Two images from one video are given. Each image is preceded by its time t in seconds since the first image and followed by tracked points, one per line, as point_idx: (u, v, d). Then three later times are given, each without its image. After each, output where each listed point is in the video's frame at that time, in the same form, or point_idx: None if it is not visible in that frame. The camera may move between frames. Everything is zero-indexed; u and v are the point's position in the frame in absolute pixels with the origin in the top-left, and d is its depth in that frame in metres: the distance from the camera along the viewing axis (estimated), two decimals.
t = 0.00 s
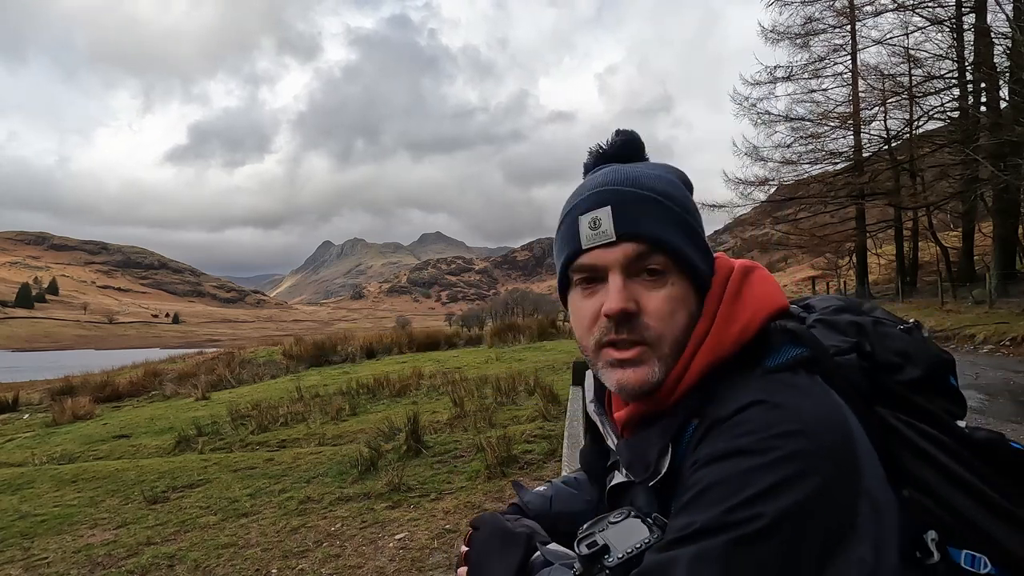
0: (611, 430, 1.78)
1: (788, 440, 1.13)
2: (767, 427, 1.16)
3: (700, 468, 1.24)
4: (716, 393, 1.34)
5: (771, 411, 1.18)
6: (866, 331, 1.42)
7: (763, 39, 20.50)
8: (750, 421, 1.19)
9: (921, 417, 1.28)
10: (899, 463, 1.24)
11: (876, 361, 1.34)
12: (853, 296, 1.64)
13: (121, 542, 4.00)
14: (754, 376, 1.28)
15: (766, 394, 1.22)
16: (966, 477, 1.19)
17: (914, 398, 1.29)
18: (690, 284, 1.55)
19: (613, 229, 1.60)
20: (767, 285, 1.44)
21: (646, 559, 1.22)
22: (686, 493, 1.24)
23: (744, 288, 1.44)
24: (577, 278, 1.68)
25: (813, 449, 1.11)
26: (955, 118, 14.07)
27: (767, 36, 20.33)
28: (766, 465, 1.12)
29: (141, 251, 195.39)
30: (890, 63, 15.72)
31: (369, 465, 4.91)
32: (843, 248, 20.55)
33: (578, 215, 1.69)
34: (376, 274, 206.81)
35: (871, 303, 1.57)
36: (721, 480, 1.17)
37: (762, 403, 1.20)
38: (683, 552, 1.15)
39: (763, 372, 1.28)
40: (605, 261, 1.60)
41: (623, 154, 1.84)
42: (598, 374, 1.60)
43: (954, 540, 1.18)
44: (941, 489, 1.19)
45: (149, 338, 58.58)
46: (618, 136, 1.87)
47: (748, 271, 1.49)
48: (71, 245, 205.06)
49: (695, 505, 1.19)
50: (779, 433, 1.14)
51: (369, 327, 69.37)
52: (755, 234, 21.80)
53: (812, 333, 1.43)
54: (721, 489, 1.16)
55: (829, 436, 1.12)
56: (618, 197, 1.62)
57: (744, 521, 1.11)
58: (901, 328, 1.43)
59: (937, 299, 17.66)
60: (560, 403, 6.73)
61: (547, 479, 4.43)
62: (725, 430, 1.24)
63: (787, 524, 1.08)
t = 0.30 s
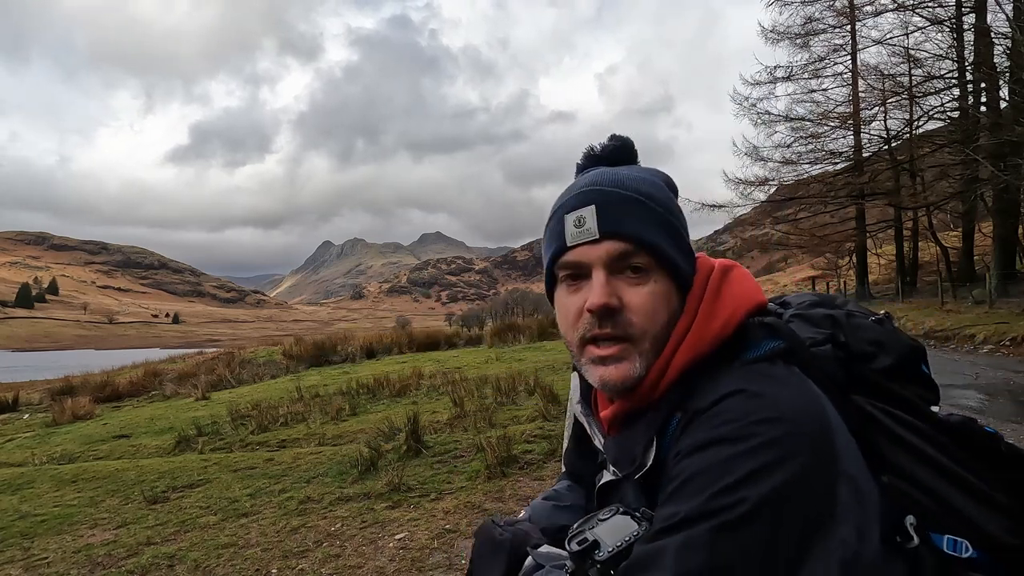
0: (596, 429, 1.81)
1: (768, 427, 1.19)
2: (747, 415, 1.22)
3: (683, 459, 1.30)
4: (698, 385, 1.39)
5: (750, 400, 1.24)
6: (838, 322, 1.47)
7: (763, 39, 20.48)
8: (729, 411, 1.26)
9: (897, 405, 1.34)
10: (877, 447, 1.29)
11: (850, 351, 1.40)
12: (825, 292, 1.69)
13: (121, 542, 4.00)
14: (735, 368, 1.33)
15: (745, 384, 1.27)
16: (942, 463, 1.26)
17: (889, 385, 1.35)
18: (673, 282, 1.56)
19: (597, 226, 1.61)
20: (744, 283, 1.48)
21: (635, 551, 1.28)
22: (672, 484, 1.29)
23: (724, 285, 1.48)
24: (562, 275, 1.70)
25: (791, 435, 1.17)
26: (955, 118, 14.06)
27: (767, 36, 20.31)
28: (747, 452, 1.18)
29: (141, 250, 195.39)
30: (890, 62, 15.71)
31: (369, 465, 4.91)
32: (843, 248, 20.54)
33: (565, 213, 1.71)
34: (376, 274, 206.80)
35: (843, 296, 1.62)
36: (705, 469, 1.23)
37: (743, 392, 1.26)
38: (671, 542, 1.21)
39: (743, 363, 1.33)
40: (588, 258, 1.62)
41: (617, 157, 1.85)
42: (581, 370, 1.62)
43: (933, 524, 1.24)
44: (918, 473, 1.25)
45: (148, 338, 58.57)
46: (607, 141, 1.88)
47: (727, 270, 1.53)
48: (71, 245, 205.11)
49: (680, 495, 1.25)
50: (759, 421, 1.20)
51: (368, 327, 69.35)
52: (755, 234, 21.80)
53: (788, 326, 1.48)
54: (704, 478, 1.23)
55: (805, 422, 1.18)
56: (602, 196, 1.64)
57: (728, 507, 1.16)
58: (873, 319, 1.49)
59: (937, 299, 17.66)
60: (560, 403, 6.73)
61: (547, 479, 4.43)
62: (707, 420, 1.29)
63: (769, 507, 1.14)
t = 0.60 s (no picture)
0: (588, 427, 1.82)
1: (757, 421, 1.20)
2: (736, 410, 1.23)
3: (673, 454, 1.31)
4: (689, 381, 1.39)
5: (739, 393, 1.25)
6: (827, 318, 1.47)
7: (764, 39, 20.44)
8: (719, 405, 1.26)
9: (885, 400, 1.35)
10: (863, 443, 1.30)
11: (838, 347, 1.40)
12: (816, 289, 1.68)
13: (121, 542, 4.00)
14: (725, 362, 1.34)
15: (735, 377, 1.28)
16: (933, 460, 1.26)
17: (875, 380, 1.36)
18: (667, 279, 1.55)
19: (592, 222, 1.61)
20: (734, 279, 1.48)
21: (627, 546, 1.29)
22: (662, 480, 1.30)
23: (717, 281, 1.48)
24: (557, 270, 1.69)
25: (781, 429, 1.18)
26: (955, 118, 14.05)
27: (767, 36, 20.27)
28: (738, 447, 1.20)
29: (141, 250, 195.50)
30: (890, 62, 15.72)
31: (369, 465, 4.91)
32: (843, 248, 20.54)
33: (560, 208, 1.71)
34: (376, 274, 206.81)
35: (833, 293, 1.61)
36: (695, 463, 1.24)
37: (733, 387, 1.27)
38: (663, 537, 1.22)
39: (734, 358, 1.33)
40: (584, 254, 1.61)
41: (613, 156, 1.85)
42: (573, 365, 1.61)
43: (920, 518, 1.24)
44: (905, 468, 1.25)
45: (148, 338, 58.57)
46: (604, 140, 1.88)
47: (720, 267, 1.53)
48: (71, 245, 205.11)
49: (671, 490, 1.26)
50: (748, 415, 1.21)
51: (368, 327, 69.34)
52: (755, 234, 21.82)
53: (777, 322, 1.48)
54: (695, 473, 1.23)
55: (795, 416, 1.19)
56: (598, 192, 1.64)
57: (719, 502, 1.18)
58: (862, 315, 1.49)
59: (937, 299, 17.66)
60: (560, 402, 6.74)
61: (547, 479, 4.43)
62: (697, 414, 1.30)
63: (759, 502, 1.15)
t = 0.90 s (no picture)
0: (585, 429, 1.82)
1: (752, 418, 1.20)
2: (731, 408, 1.24)
3: (669, 453, 1.31)
4: (685, 380, 1.40)
5: (733, 392, 1.26)
6: (823, 317, 1.47)
7: (764, 39, 20.44)
8: (714, 404, 1.27)
9: (881, 398, 1.34)
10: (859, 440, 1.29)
11: (834, 345, 1.40)
12: (813, 289, 1.68)
13: (121, 542, 4.00)
14: (720, 361, 1.34)
15: (729, 376, 1.29)
16: (931, 459, 1.26)
17: (871, 377, 1.35)
18: (662, 280, 1.56)
19: (586, 226, 1.61)
20: (729, 280, 1.48)
21: (623, 544, 1.29)
22: (658, 478, 1.30)
23: (712, 281, 1.48)
24: (552, 275, 1.69)
25: (776, 426, 1.18)
26: (955, 118, 14.05)
27: (767, 36, 20.26)
28: (733, 444, 1.20)
29: (141, 250, 195.49)
30: (890, 63, 15.71)
31: (369, 465, 4.91)
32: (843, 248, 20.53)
33: (554, 213, 1.70)
34: (376, 274, 206.81)
35: (829, 292, 1.62)
36: (690, 461, 1.25)
37: (727, 386, 1.27)
38: (659, 534, 1.22)
39: (729, 358, 1.34)
40: (579, 257, 1.61)
41: (607, 157, 1.85)
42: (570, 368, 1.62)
43: (917, 516, 1.24)
44: (902, 466, 1.25)
45: (148, 338, 58.55)
46: (597, 141, 1.88)
47: (716, 266, 1.53)
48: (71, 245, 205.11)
49: (666, 487, 1.27)
50: (743, 412, 1.22)
51: (368, 327, 69.36)
52: (755, 234, 21.82)
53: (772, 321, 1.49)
54: (690, 470, 1.24)
55: (789, 413, 1.20)
56: (593, 195, 1.63)
57: (714, 499, 1.18)
58: (858, 314, 1.49)
59: (937, 299, 17.66)
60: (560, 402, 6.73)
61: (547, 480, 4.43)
62: (693, 412, 1.31)
63: (754, 499, 1.16)
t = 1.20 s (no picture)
0: (589, 431, 1.81)
1: (772, 427, 1.21)
2: (752, 415, 1.24)
3: (686, 458, 1.31)
4: (701, 385, 1.40)
5: (752, 400, 1.26)
6: (831, 320, 1.48)
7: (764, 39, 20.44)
8: (732, 411, 1.27)
9: (888, 401, 1.35)
10: (867, 443, 1.30)
11: (844, 348, 1.40)
12: (818, 291, 1.69)
13: (121, 542, 4.00)
14: (736, 367, 1.35)
15: (747, 384, 1.29)
16: (935, 460, 1.27)
17: (879, 380, 1.36)
18: (677, 284, 1.56)
19: (601, 229, 1.59)
20: (744, 282, 1.48)
21: (636, 551, 1.28)
22: (674, 484, 1.30)
23: (726, 285, 1.48)
24: (564, 277, 1.68)
25: (797, 435, 1.19)
26: (955, 118, 14.05)
27: (766, 36, 20.25)
28: (751, 454, 1.20)
29: (141, 250, 195.51)
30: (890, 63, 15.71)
31: (369, 465, 4.91)
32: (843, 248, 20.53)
33: (565, 215, 1.69)
34: (376, 274, 206.79)
35: (835, 295, 1.62)
36: (708, 469, 1.25)
37: (746, 393, 1.27)
38: (673, 540, 1.21)
39: (746, 364, 1.34)
40: (593, 261, 1.60)
41: (615, 153, 1.85)
42: (583, 372, 1.61)
43: (922, 518, 1.25)
44: (907, 469, 1.26)
45: (148, 338, 58.53)
46: (606, 139, 1.86)
47: (727, 269, 1.53)
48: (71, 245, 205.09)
49: (682, 494, 1.26)
50: (762, 421, 1.22)
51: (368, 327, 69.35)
52: (755, 234, 21.82)
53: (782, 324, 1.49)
54: (709, 479, 1.23)
55: (810, 422, 1.20)
56: (605, 197, 1.62)
57: (733, 507, 1.18)
58: (864, 317, 1.50)
59: (937, 299, 17.66)
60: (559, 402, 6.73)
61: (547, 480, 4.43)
62: (710, 419, 1.31)
63: (775, 507, 1.16)
